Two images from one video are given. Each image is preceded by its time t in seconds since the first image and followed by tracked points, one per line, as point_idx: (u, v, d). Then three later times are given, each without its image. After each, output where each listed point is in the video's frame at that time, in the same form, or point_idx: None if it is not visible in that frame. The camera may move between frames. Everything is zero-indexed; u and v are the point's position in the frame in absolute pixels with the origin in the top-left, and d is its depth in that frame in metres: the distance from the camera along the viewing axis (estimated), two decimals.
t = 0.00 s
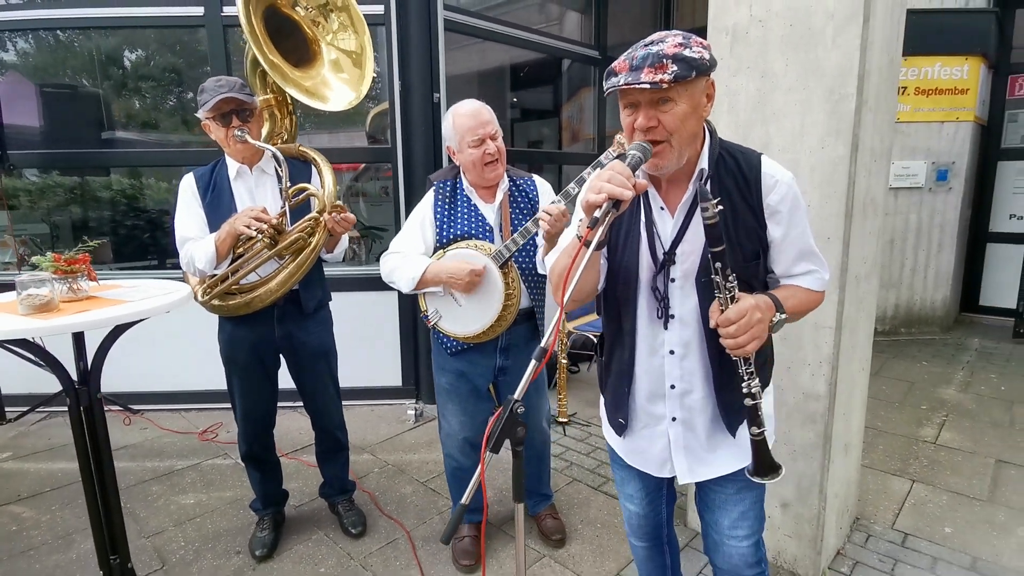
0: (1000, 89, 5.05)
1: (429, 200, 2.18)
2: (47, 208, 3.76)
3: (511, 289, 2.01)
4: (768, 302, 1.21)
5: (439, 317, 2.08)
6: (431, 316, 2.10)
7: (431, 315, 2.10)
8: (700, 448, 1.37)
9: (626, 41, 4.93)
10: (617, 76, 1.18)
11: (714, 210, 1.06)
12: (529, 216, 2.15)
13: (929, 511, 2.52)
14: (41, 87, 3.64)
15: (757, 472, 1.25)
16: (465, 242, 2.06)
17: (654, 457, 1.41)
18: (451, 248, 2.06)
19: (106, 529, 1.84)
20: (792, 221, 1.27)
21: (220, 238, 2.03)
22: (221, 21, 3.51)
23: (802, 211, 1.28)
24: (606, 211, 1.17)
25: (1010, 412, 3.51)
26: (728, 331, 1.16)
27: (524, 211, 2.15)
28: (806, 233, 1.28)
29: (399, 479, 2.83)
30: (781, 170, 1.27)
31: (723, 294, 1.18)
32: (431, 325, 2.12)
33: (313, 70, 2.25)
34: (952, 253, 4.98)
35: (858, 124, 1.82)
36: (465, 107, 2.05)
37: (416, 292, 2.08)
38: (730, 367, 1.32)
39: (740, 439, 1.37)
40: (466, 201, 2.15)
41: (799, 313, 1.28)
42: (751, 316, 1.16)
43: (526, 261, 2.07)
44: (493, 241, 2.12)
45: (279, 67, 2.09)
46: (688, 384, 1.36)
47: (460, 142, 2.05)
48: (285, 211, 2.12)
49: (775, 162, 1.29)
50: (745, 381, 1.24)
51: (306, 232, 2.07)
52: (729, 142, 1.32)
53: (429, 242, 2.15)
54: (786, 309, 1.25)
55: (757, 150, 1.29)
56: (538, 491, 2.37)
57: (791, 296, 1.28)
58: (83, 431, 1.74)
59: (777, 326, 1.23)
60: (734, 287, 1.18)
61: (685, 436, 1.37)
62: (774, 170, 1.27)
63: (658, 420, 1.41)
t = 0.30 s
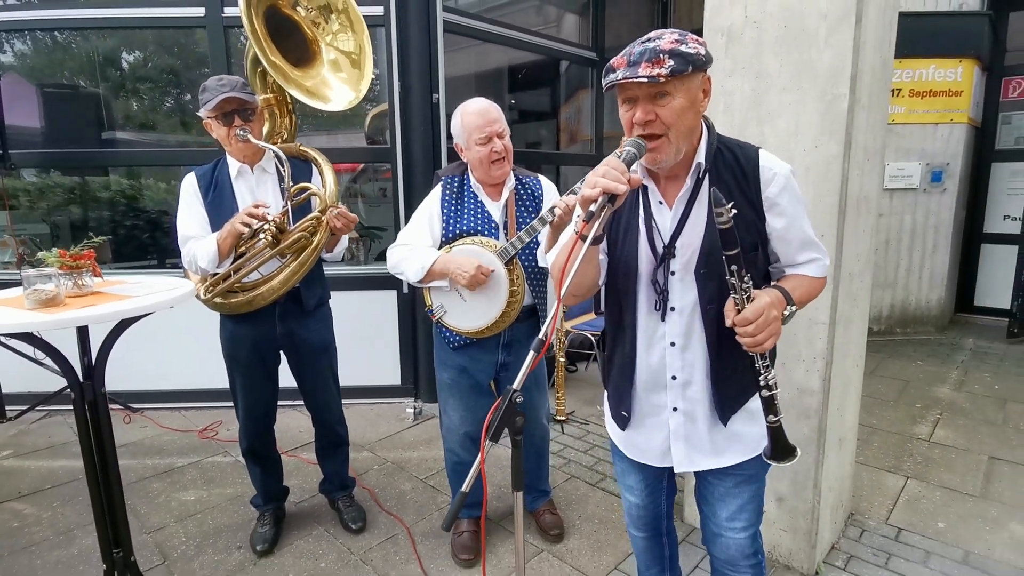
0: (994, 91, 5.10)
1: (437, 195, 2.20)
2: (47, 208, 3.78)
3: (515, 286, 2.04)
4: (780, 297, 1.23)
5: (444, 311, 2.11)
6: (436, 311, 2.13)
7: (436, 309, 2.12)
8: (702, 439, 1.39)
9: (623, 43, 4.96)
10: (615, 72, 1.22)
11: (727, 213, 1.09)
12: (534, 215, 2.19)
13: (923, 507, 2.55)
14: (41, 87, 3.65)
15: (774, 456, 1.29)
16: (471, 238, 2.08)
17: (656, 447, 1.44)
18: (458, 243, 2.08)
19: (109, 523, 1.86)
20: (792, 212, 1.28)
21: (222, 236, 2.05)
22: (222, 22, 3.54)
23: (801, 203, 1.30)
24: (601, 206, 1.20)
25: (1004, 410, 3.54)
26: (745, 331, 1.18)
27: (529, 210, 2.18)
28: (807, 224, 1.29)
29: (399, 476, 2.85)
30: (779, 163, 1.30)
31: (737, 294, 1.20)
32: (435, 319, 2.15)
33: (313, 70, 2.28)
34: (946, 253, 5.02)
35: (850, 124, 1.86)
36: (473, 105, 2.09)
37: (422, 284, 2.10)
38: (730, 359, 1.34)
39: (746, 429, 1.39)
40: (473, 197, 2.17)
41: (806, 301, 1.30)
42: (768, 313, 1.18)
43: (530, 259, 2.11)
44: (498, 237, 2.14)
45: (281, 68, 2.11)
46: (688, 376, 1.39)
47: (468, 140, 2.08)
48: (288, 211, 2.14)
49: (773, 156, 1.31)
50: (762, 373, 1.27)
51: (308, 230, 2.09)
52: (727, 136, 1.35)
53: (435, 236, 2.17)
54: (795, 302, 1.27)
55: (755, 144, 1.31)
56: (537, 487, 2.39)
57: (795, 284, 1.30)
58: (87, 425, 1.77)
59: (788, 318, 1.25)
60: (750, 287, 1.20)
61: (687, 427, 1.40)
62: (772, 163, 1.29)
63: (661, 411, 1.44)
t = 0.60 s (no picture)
0: (989, 93, 5.15)
1: (451, 189, 2.23)
2: (46, 208, 3.78)
3: (525, 279, 2.06)
4: (790, 294, 1.23)
5: (454, 303, 2.11)
6: (446, 301, 2.13)
7: (446, 300, 2.13)
8: (712, 436, 1.41)
9: (620, 44, 4.99)
10: (613, 70, 1.25)
11: (727, 213, 1.10)
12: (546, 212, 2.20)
13: (917, 502, 2.58)
14: (41, 87, 3.66)
15: (791, 457, 1.30)
16: (484, 232, 2.11)
17: (666, 444, 1.46)
18: (471, 236, 2.10)
19: (111, 516, 1.87)
20: (802, 206, 1.29)
21: (223, 231, 2.07)
22: (222, 22, 3.56)
23: (813, 197, 1.30)
24: (597, 198, 1.23)
25: (998, 408, 3.57)
26: (751, 330, 1.19)
27: (542, 208, 2.20)
28: (819, 217, 1.29)
29: (398, 472, 2.87)
30: (789, 158, 1.31)
31: (743, 292, 1.21)
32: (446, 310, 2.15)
33: (314, 67, 2.30)
34: (941, 253, 5.06)
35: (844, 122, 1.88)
36: (491, 101, 2.13)
37: (432, 277, 2.12)
38: (738, 355, 1.34)
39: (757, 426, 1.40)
40: (486, 192, 2.19)
41: (821, 297, 1.30)
42: (774, 311, 1.18)
43: (540, 255, 2.12)
44: (510, 233, 2.16)
45: (283, 65, 2.14)
46: (697, 373, 1.40)
47: (484, 134, 2.11)
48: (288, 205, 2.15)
49: (784, 151, 1.32)
50: (773, 372, 1.27)
51: (308, 224, 2.11)
52: (736, 132, 1.36)
53: (447, 230, 2.20)
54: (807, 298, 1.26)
55: (763, 139, 1.33)
56: (537, 483, 2.41)
57: (810, 283, 1.30)
58: (89, 418, 1.78)
59: (800, 315, 1.24)
60: (755, 285, 1.21)
61: (695, 424, 1.42)
62: (782, 158, 1.30)
63: (670, 408, 1.44)
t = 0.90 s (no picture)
0: (983, 94, 5.19)
1: (468, 184, 2.26)
2: (44, 208, 3.78)
3: (544, 268, 2.05)
4: (783, 280, 1.22)
5: (471, 290, 2.12)
6: (464, 289, 2.14)
7: (464, 287, 2.14)
8: (720, 426, 1.42)
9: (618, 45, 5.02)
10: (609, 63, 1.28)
11: (717, 181, 1.15)
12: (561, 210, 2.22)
13: (913, 498, 2.59)
14: (41, 87, 3.66)
15: (771, 451, 1.29)
16: (501, 223, 2.12)
17: (677, 434, 1.49)
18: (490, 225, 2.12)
19: (111, 511, 1.88)
20: (808, 191, 1.28)
21: (223, 229, 2.09)
22: (222, 22, 3.57)
23: (821, 180, 1.29)
24: (595, 189, 1.25)
25: (993, 406, 3.59)
26: (730, 306, 1.20)
27: (557, 206, 2.21)
28: (827, 201, 1.28)
29: (396, 470, 2.88)
30: (798, 142, 1.30)
31: (729, 269, 1.23)
32: (462, 298, 2.16)
33: (315, 67, 2.31)
34: (936, 253, 5.09)
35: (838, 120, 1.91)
36: (511, 97, 2.16)
37: (452, 262, 2.14)
38: (745, 342, 1.35)
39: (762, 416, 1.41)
40: (503, 186, 2.21)
41: (822, 286, 1.28)
42: (754, 292, 1.19)
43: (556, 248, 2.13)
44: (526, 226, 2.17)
45: (283, 65, 2.16)
46: (705, 362, 1.42)
47: (503, 126, 2.12)
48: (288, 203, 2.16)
49: (794, 134, 1.32)
50: (754, 357, 1.29)
51: (307, 223, 2.12)
52: (745, 117, 1.37)
53: (465, 222, 2.21)
54: (804, 284, 1.26)
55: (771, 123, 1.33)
56: (537, 479, 2.43)
57: (817, 269, 1.29)
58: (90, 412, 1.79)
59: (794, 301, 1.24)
60: (741, 262, 1.23)
61: (706, 414, 1.43)
62: (789, 142, 1.30)
63: (680, 397, 1.47)
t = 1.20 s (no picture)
0: (978, 95, 5.22)
1: (481, 180, 2.27)
2: (41, 208, 3.78)
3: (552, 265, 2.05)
4: (785, 280, 1.23)
5: (479, 283, 2.14)
6: (472, 282, 2.16)
7: (473, 280, 2.16)
8: (721, 425, 1.42)
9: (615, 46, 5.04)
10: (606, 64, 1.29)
11: (709, 187, 1.16)
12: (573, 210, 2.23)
13: (909, 495, 2.60)
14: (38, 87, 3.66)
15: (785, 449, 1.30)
16: (512, 220, 2.13)
17: (678, 431, 1.50)
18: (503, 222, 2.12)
19: (109, 507, 1.88)
20: (810, 188, 1.28)
21: (228, 224, 2.08)
22: (220, 21, 3.58)
23: (824, 176, 1.28)
24: (593, 182, 1.27)
25: (989, 404, 3.61)
26: (731, 308, 1.21)
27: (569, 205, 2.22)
28: (830, 197, 1.27)
29: (394, 468, 2.88)
30: (800, 138, 1.30)
31: (728, 271, 1.24)
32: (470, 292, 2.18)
33: (311, 66, 2.34)
34: (932, 253, 5.12)
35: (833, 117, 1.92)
36: (531, 97, 2.18)
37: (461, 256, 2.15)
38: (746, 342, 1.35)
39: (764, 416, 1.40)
40: (516, 183, 2.22)
41: (827, 284, 1.28)
42: (753, 294, 1.19)
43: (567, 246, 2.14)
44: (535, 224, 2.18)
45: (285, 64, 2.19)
46: (707, 361, 1.42)
47: (521, 123, 2.14)
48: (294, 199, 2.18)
49: (797, 131, 1.32)
50: (760, 357, 1.29)
51: (316, 218, 2.15)
52: (748, 114, 1.38)
53: (477, 219, 2.22)
54: (807, 283, 1.26)
55: (774, 119, 1.34)
56: (536, 477, 2.43)
57: (822, 268, 1.28)
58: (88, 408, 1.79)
59: (797, 301, 1.25)
60: (740, 265, 1.23)
61: (706, 413, 1.43)
62: (791, 139, 1.30)
63: (682, 396, 1.48)
